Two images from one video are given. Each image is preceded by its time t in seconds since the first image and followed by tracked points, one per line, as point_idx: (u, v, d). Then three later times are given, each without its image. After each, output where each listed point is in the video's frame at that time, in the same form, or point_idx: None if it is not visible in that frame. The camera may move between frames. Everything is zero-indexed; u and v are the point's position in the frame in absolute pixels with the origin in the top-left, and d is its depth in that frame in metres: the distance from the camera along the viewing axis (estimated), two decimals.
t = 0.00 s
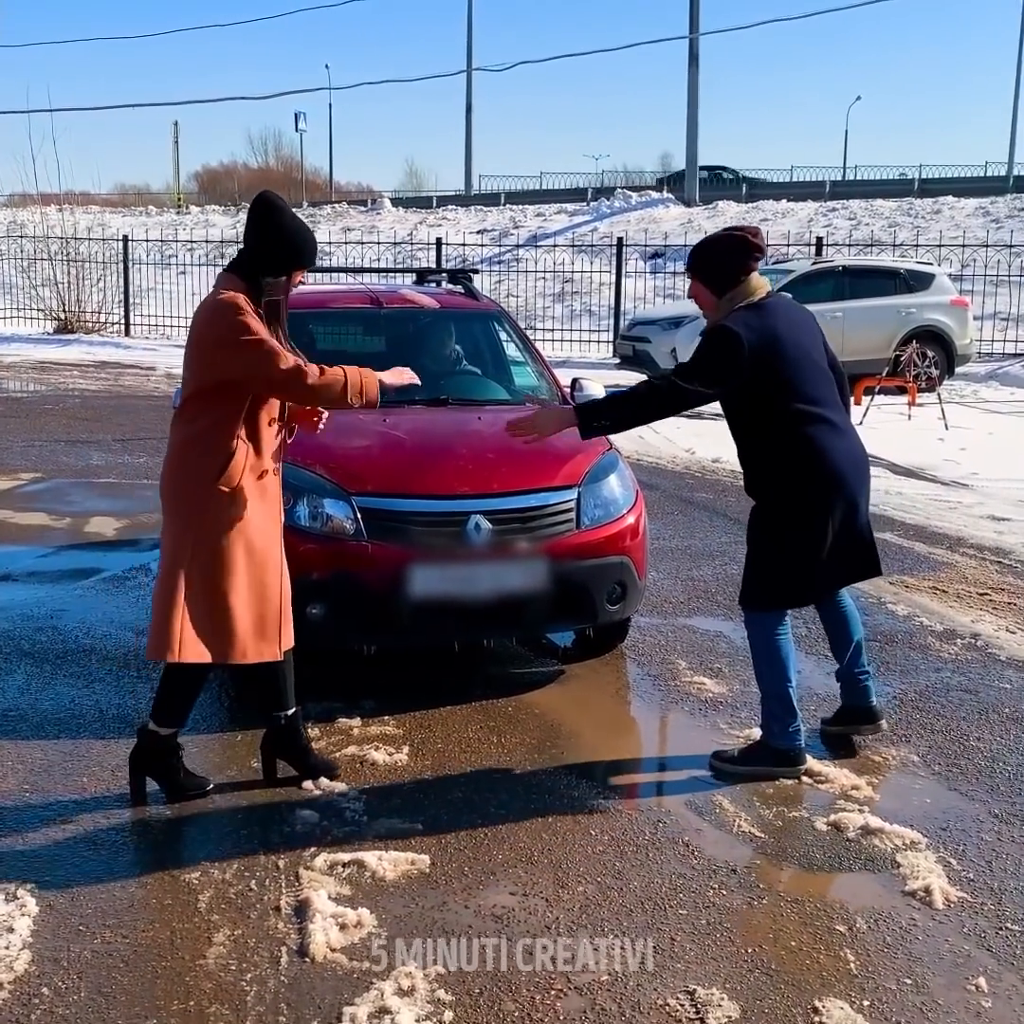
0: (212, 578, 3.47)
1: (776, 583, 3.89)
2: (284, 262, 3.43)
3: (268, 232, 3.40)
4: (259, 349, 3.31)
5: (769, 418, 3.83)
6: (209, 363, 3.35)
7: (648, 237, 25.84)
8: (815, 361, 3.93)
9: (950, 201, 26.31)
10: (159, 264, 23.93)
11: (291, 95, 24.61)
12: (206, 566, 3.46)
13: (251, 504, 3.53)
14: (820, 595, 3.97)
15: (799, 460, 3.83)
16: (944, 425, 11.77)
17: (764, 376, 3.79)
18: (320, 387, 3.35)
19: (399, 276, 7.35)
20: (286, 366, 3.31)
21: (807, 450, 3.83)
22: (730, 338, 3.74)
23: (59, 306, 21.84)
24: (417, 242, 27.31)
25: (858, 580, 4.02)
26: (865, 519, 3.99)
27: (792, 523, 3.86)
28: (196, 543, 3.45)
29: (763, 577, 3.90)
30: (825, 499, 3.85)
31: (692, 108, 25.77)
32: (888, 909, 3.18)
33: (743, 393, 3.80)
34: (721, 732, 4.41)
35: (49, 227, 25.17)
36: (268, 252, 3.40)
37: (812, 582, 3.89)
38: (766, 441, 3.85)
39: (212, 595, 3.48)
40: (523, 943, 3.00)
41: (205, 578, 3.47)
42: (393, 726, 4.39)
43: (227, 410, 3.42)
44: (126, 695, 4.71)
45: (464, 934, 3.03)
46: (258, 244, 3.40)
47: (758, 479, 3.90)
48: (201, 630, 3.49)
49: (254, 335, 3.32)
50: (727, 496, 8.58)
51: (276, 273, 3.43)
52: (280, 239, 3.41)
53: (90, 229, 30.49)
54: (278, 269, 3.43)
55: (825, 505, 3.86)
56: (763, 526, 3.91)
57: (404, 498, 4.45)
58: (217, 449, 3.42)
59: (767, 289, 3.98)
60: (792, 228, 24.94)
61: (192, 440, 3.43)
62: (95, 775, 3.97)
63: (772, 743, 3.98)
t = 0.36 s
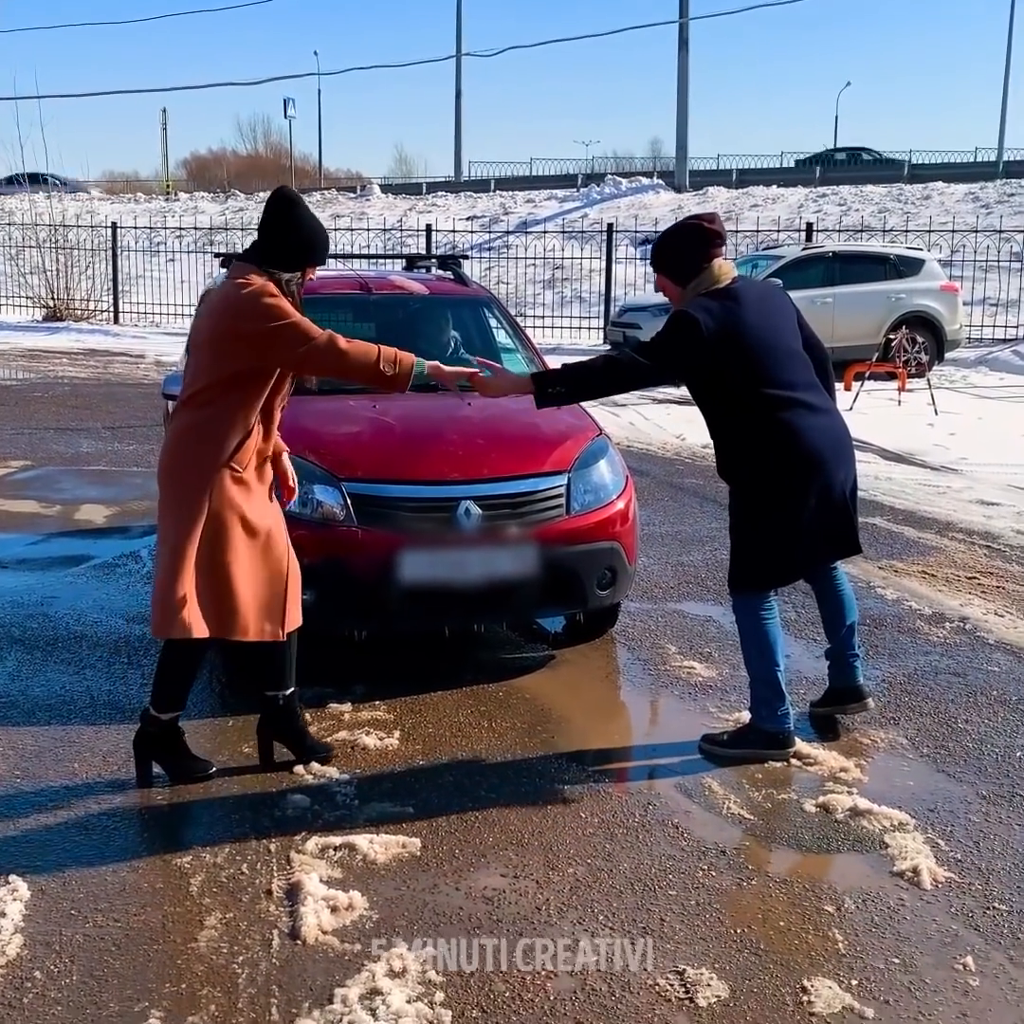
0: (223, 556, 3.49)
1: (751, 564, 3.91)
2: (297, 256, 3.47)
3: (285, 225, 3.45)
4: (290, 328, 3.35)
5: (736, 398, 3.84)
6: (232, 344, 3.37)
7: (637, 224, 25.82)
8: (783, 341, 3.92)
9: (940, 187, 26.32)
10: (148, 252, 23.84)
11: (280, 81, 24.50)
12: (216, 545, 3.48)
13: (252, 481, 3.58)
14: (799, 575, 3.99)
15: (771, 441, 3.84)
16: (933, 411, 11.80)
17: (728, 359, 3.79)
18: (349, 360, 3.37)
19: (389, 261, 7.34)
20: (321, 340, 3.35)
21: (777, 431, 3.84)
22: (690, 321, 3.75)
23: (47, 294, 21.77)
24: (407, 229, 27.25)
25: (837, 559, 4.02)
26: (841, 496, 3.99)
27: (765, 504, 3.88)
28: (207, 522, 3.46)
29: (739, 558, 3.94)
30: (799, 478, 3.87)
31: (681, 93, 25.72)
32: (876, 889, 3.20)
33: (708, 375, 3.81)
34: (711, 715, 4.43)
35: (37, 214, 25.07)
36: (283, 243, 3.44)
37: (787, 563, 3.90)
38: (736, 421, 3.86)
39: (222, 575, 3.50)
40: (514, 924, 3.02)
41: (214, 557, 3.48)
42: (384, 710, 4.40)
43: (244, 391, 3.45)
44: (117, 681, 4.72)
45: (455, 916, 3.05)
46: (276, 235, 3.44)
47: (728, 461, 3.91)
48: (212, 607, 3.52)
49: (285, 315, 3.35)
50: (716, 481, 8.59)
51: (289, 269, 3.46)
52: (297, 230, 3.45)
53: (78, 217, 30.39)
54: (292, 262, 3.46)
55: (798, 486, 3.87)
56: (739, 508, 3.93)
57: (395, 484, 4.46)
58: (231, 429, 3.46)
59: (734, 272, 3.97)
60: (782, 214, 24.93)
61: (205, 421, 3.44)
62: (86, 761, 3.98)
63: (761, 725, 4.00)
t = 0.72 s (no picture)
0: (239, 537, 3.56)
1: (734, 557, 3.93)
2: (330, 258, 3.54)
3: (320, 226, 3.52)
4: (313, 319, 3.39)
5: (723, 389, 3.86)
6: (253, 330, 3.42)
7: (630, 216, 25.82)
8: (773, 335, 3.95)
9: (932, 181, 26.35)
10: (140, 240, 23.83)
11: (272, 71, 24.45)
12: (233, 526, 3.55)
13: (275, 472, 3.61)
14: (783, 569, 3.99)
15: (757, 433, 3.85)
16: (922, 404, 11.82)
17: (716, 348, 3.82)
18: (374, 350, 3.42)
19: (377, 253, 7.33)
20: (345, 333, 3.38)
21: (763, 423, 3.85)
22: (681, 306, 3.80)
23: (38, 283, 21.74)
24: (399, 220, 27.23)
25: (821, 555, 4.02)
26: (827, 490, 3.99)
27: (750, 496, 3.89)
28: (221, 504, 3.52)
29: (723, 551, 3.95)
30: (784, 471, 3.88)
31: (675, 85, 25.70)
32: (851, 880, 3.22)
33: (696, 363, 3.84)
34: (692, 706, 4.45)
35: (29, 203, 25.02)
36: (318, 244, 3.51)
37: (771, 556, 3.92)
38: (722, 413, 3.88)
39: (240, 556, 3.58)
40: (489, 912, 3.03)
41: (230, 535, 3.56)
42: (366, 701, 4.41)
43: (262, 380, 3.47)
44: (100, 669, 4.72)
45: (431, 904, 3.06)
46: (309, 237, 3.52)
47: (714, 451, 3.93)
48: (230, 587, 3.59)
49: (309, 304, 3.39)
50: (704, 474, 8.60)
51: (319, 269, 3.54)
52: (331, 235, 3.53)
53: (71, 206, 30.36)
54: (323, 264, 3.54)
55: (783, 478, 3.88)
56: (724, 501, 3.95)
57: (378, 475, 4.47)
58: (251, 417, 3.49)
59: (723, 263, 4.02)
60: (775, 208, 24.94)
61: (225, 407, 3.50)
62: (67, 750, 3.99)
63: (740, 717, 4.02)
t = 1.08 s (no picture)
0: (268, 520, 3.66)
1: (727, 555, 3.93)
2: (327, 258, 3.63)
3: (308, 233, 3.62)
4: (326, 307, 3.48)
5: (736, 385, 3.88)
6: (265, 322, 3.49)
7: (632, 219, 25.85)
8: (787, 339, 3.98)
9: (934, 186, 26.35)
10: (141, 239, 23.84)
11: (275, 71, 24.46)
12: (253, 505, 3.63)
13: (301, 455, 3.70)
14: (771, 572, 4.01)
15: (762, 430, 3.87)
16: (918, 409, 11.83)
17: (733, 344, 3.85)
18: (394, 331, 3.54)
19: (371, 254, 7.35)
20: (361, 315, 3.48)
21: (768, 424, 3.87)
22: (704, 300, 3.83)
23: (40, 281, 21.78)
24: (401, 220, 27.26)
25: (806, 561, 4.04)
26: (820, 501, 4.01)
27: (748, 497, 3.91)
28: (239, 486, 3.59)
29: (715, 549, 3.96)
30: (782, 475, 3.89)
31: (677, 89, 25.72)
32: (824, 881, 3.24)
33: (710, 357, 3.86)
34: (674, 707, 4.47)
35: (31, 201, 25.04)
36: (311, 246, 3.61)
37: (764, 558, 3.92)
38: (730, 410, 3.90)
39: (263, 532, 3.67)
40: (464, 909, 3.06)
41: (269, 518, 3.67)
42: (349, 699, 4.44)
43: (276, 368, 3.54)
44: (87, 666, 4.74)
45: (406, 901, 3.09)
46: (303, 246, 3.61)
47: (717, 446, 3.94)
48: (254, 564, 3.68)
49: (323, 297, 3.48)
50: (697, 478, 8.62)
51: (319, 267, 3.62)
52: (322, 237, 3.63)
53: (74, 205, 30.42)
54: (320, 263, 3.63)
55: (781, 482, 3.90)
56: (721, 498, 3.95)
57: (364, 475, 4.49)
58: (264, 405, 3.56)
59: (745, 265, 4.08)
60: (776, 212, 24.96)
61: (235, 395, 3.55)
62: (51, 746, 4.01)
63: (722, 719, 4.05)
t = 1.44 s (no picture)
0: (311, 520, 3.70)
1: (724, 549, 3.97)
2: (310, 264, 3.70)
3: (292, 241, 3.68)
4: (341, 304, 3.53)
5: (747, 382, 3.91)
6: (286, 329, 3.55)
7: (643, 223, 25.89)
8: (802, 345, 4.01)
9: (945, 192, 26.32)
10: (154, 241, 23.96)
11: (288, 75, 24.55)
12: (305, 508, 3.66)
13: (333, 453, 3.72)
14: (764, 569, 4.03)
15: (765, 425, 3.90)
16: (926, 414, 11.84)
17: (747, 344, 3.88)
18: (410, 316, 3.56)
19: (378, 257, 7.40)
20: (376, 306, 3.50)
21: (773, 423, 3.90)
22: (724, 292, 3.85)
23: (53, 283, 21.89)
24: (412, 224, 27.32)
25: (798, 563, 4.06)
26: (816, 507, 4.04)
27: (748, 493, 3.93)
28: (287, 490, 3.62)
29: (715, 545, 3.99)
30: (782, 475, 3.92)
31: (689, 94, 25.75)
32: (813, 878, 3.27)
33: (724, 350, 3.89)
34: (671, 707, 4.51)
35: (46, 204, 25.17)
36: (292, 255, 3.66)
37: (758, 555, 3.95)
38: (737, 406, 3.92)
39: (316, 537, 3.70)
40: (456, 902, 3.10)
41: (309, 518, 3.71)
42: (349, 697, 4.48)
43: (304, 369, 3.60)
44: (91, 663, 4.80)
45: (399, 894, 3.13)
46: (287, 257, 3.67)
47: (722, 437, 3.97)
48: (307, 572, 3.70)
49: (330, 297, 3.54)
50: (702, 481, 8.65)
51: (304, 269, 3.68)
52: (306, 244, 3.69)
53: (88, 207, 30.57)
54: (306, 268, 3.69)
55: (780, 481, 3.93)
56: (721, 493, 3.98)
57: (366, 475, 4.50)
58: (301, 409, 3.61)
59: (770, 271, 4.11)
60: (787, 217, 24.97)
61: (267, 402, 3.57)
62: (53, 740, 4.06)
63: (716, 719, 4.08)
